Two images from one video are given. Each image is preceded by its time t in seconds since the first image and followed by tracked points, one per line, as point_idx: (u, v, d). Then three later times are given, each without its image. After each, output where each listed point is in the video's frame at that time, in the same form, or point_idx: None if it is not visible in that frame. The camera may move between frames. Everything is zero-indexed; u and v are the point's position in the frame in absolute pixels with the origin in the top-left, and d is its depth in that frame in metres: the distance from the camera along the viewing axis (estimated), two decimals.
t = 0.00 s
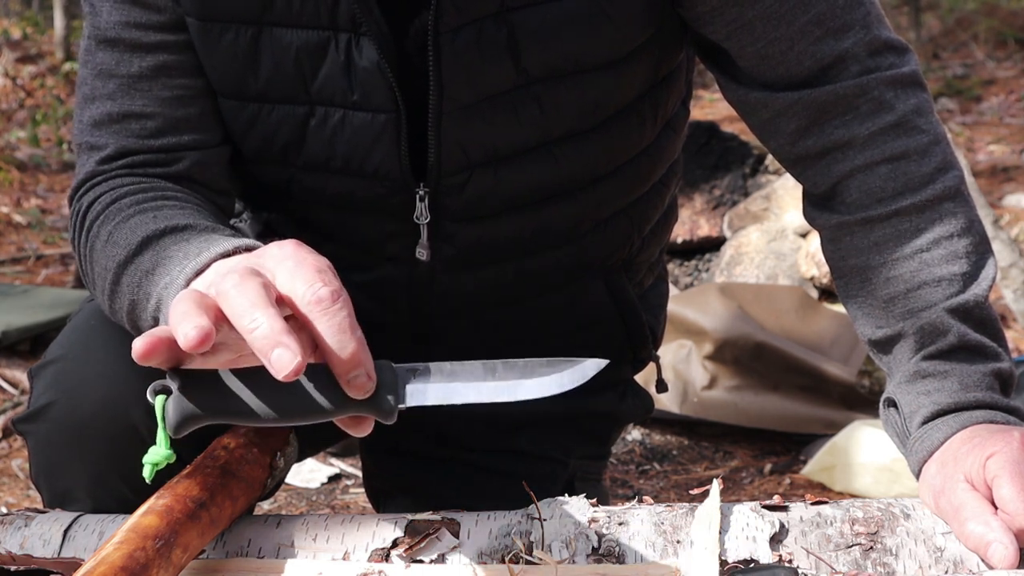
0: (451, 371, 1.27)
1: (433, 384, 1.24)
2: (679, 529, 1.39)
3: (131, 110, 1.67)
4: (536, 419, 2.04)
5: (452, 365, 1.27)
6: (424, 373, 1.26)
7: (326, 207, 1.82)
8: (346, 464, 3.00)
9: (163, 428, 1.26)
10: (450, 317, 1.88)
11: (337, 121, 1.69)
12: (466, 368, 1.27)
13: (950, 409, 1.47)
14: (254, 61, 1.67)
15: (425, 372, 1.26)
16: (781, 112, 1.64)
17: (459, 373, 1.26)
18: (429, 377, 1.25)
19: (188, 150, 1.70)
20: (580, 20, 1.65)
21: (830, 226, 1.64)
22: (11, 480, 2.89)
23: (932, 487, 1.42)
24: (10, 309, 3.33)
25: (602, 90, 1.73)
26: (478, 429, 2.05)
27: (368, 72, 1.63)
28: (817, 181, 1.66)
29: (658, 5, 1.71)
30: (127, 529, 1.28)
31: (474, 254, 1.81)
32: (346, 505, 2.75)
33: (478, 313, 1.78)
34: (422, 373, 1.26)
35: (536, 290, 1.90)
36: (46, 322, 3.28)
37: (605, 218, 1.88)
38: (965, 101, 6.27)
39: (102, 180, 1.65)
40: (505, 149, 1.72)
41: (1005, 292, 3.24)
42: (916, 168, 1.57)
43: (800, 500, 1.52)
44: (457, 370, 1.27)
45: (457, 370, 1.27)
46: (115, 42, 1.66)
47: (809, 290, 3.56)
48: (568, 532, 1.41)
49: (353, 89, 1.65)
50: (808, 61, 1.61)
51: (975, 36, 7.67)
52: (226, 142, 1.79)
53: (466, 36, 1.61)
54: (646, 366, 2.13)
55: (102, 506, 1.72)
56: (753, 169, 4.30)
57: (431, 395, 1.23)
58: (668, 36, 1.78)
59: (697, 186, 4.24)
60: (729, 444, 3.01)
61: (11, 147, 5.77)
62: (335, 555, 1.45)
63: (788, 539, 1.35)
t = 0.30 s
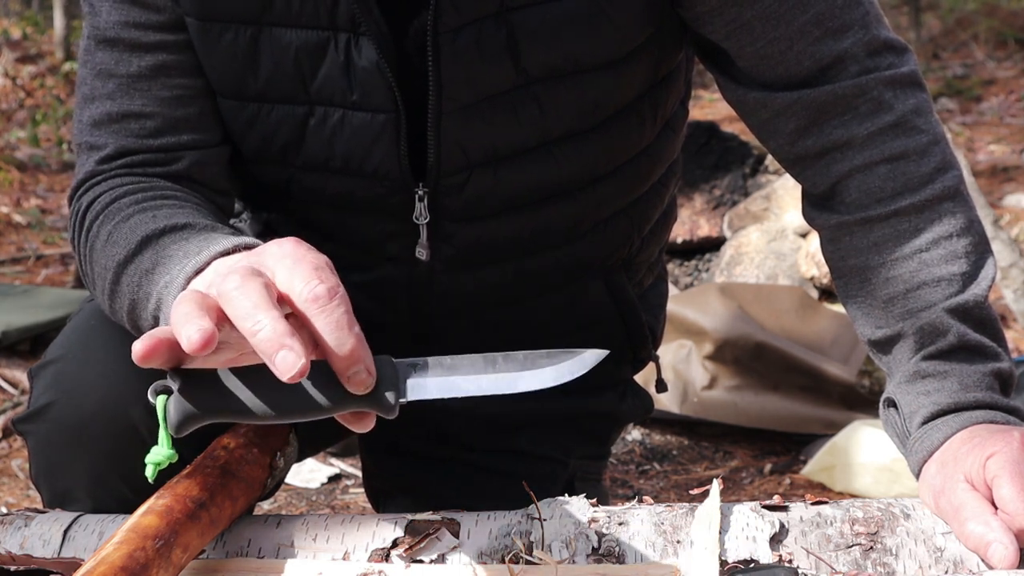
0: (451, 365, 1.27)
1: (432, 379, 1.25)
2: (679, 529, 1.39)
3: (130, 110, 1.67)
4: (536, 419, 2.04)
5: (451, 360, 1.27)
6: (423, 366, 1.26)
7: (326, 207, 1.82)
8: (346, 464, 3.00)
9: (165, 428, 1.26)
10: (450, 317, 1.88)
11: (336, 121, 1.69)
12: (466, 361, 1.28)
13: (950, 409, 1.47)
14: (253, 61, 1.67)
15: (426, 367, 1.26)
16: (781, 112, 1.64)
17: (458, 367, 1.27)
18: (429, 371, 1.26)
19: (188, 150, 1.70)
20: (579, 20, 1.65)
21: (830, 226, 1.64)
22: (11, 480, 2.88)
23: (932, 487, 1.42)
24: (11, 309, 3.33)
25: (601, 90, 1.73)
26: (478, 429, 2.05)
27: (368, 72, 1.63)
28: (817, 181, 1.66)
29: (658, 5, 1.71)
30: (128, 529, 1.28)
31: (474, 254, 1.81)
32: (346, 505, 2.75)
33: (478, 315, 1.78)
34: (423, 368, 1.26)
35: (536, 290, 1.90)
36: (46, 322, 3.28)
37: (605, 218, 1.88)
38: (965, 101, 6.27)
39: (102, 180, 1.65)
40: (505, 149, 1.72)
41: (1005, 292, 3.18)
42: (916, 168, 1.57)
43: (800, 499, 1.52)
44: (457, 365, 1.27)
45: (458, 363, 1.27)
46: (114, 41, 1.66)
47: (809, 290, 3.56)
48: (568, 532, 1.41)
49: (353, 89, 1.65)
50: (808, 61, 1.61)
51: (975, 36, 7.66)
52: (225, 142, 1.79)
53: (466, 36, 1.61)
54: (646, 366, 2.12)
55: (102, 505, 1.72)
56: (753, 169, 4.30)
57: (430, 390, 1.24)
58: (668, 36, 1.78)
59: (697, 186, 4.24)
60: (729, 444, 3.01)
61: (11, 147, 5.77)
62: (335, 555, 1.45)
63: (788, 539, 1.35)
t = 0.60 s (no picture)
0: (453, 363, 1.26)
1: (432, 378, 1.24)
2: (679, 530, 1.39)
3: (129, 110, 1.67)
4: (536, 419, 2.04)
5: (452, 357, 1.26)
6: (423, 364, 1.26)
7: (325, 207, 1.82)
8: (346, 464, 2.99)
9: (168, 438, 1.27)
10: (450, 318, 1.88)
11: (336, 121, 1.69)
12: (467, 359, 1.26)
13: (950, 409, 1.47)
14: (252, 61, 1.67)
15: (425, 365, 1.26)
16: (780, 112, 1.64)
17: (459, 365, 1.26)
18: (429, 370, 1.25)
19: (187, 150, 1.70)
20: (579, 21, 1.65)
21: (830, 226, 1.64)
22: (11, 480, 2.88)
23: (931, 487, 1.42)
24: (11, 309, 3.33)
25: (601, 91, 1.73)
26: (478, 429, 2.05)
27: (367, 72, 1.63)
28: (817, 181, 1.66)
29: (658, 4, 1.72)
30: (127, 529, 1.28)
31: (474, 255, 1.81)
32: (346, 505, 2.75)
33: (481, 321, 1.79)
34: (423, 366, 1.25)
35: (536, 290, 1.90)
36: (46, 322, 3.28)
37: (604, 218, 1.88)
38: (965, 101, 6.27)
39: (101, 180, 1.65)
40: (504, 149, 1.72)
41: (1005, 292, 3.15)
42: (916, 168, 1.57)
43: (800, 499, 1.52)
44: (459, 363, 1.26)
45: (459, 361, 1.26)
46: (113, 41, 1.66)
47: (809, 290, 3.56)
48: (568, 532, 1.41)
49: (352, 89, 1.65)
50: (808, 61, 1.61)
51: (975, 36, 7.66)
52: (224, 142, 1.79)
53: (466, 36, 1.61)
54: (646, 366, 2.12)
55: (102, 506, 1.73)
56: (753, 169, 4.30)
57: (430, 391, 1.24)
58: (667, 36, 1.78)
59: (697, 186, 4.24)
60: (729, 444, 3.01)
61: (11, 147, 5.77)
62: (335, 555, 1.44)
63: (788, 539, 1.35)
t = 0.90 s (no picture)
0: (455, 363, 1.25)
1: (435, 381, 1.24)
2: (679, 530, 1.39)
3: (129, 110, 1.67)
4: (536, 419, 2.04)
5: (453, 357, 1.25)
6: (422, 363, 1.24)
7: (326, 207, 1.82)
8: (346, 464, 2.99)
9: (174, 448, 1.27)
10: (450, 318, 1.88)
11: (336, 121, 1.69)
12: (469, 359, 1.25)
13: (950, 409, 1.47)
14: (252, 61, 1.67)
15: (426, 366, 1.24)
16: (781, 113, 1.64)
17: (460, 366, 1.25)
18: (430, 371, 1.23)
19: (187, 150, 1.70)
20: (579, 22, 1.65)
21: (830, 226, 1.64)
22: (11, 481, 2.88)
23: (931, 487, 1.42)
24: (11, 309, 3.33)
25: (601, 91, 1.73)
26: (478, 430, 2.05)
27: (367, 72, 1.62)
28: (817, 181, 1.66)
29: (658, 4, 1.72)
30: (127, 529, 1.28)
31: (474, 255, 1.81)
32: (346, 505, 2.75)
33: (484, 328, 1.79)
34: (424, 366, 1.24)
35: (536, 290, 1.89)
36: (46, 322, 3.28)
37: (605, 218, 1.88)
38: (965, 101, 6.27)
39: (101, 180, 1.65)
40: (505, 149, 1.72)
41: (1005, 291, 3.14)
42: (916, 168, 1.57)
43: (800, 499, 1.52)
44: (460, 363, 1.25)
45: (459, 360, 1.25)
46: (113, 41, 1.66)
47: (809, 290, 3.56)
48: (568, 532, 1.41)
49: (352, 89, 1.65)
50: (808, 61, 1.61)
51: (975, 35, 7.66)
52: (224, 142, 1.79)
53: (466, 37, 1.61)
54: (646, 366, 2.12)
55: (102, 506, 1.73)
56: (753, 169, 4.30)
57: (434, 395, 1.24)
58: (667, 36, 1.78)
59: (697, 186, 4.24)
60: (729, 444, 3.01)
61: (11, 147, 5.76)
62: (335, 555, 1.44)
63: (788, 539, 1.35)
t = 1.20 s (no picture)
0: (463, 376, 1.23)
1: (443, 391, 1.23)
2: (679, 530, 1.39)
3: (128, 111, 1.67)
4: (536, 419, 2.04)
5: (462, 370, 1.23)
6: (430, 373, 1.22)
7: (326, 207, 1.82)
8: (346, 464, 2.99)
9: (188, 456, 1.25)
10: (450, 317, 1.88)
11: (335, 121, 1.69)
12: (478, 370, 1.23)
13: (950, 409, 1.47)
14: (252, 61, 1.67)
15: (434, 379, 1.22)
16: (781, 112, 1.64)
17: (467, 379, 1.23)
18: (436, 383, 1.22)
19: (186, 150, 1.70)
20: (579, 21, 1.65)
21: (830, 226, 1.64)
22: (11, 480, 2.88)
23: (931, 487, 1.42)
24: (11, 309, 3.33)
25: (601, 91, 1.73)
26: (478, 430, 2.05)
27: (366, 73, 1.62)
28: (817, 181, 1.66)
29: (658, 4, 1.72)
30: (127, 529, 1.28)
31: (474, 255, 1.81)
32: (346, 505, 2.75)
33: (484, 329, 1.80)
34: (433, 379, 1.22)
35: (536, 291, 1.89)
36: (46, 322, 3.28)
37: (605, 218, 1.88)
38: (965, 101, 6.27)
39: (101, 181, 1.65)
40: (504, 149, 1.72)
41: (1005, 291, 3.14)
42: (916, 168, 1.57)
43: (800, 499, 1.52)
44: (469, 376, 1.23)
45: (467, 373, 1.23)
46: (112, 42, 1.66)
47: (809, 290, 3.55)
48: (568, 532, 1.41)
49: (351, 90, 1.65)
50: (808, 60, 1.61)
51: (975, 35, 7.65)
52: (224, 142, 1.79)
53: (466, 37, 1.61)
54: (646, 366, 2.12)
55: (102, 505, 1.73)
56: (753, 169, 4.30)
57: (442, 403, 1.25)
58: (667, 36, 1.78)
59: (697, 185, 4.24)
60: (729, 445, 3.01)
61: (11, 147, 5.76)
62: (335, 555, 1.44)
63: (788, 539, 1.35)
